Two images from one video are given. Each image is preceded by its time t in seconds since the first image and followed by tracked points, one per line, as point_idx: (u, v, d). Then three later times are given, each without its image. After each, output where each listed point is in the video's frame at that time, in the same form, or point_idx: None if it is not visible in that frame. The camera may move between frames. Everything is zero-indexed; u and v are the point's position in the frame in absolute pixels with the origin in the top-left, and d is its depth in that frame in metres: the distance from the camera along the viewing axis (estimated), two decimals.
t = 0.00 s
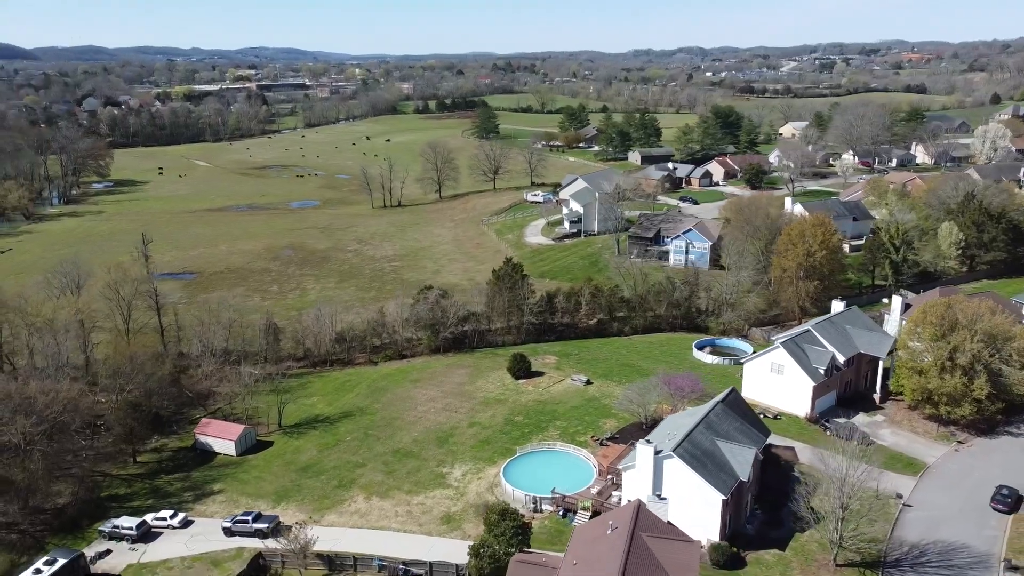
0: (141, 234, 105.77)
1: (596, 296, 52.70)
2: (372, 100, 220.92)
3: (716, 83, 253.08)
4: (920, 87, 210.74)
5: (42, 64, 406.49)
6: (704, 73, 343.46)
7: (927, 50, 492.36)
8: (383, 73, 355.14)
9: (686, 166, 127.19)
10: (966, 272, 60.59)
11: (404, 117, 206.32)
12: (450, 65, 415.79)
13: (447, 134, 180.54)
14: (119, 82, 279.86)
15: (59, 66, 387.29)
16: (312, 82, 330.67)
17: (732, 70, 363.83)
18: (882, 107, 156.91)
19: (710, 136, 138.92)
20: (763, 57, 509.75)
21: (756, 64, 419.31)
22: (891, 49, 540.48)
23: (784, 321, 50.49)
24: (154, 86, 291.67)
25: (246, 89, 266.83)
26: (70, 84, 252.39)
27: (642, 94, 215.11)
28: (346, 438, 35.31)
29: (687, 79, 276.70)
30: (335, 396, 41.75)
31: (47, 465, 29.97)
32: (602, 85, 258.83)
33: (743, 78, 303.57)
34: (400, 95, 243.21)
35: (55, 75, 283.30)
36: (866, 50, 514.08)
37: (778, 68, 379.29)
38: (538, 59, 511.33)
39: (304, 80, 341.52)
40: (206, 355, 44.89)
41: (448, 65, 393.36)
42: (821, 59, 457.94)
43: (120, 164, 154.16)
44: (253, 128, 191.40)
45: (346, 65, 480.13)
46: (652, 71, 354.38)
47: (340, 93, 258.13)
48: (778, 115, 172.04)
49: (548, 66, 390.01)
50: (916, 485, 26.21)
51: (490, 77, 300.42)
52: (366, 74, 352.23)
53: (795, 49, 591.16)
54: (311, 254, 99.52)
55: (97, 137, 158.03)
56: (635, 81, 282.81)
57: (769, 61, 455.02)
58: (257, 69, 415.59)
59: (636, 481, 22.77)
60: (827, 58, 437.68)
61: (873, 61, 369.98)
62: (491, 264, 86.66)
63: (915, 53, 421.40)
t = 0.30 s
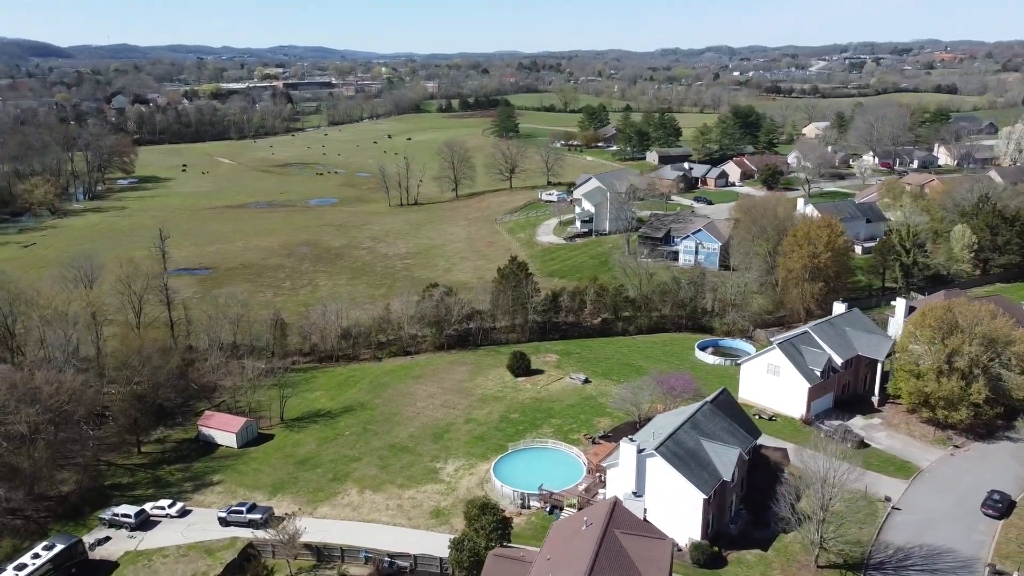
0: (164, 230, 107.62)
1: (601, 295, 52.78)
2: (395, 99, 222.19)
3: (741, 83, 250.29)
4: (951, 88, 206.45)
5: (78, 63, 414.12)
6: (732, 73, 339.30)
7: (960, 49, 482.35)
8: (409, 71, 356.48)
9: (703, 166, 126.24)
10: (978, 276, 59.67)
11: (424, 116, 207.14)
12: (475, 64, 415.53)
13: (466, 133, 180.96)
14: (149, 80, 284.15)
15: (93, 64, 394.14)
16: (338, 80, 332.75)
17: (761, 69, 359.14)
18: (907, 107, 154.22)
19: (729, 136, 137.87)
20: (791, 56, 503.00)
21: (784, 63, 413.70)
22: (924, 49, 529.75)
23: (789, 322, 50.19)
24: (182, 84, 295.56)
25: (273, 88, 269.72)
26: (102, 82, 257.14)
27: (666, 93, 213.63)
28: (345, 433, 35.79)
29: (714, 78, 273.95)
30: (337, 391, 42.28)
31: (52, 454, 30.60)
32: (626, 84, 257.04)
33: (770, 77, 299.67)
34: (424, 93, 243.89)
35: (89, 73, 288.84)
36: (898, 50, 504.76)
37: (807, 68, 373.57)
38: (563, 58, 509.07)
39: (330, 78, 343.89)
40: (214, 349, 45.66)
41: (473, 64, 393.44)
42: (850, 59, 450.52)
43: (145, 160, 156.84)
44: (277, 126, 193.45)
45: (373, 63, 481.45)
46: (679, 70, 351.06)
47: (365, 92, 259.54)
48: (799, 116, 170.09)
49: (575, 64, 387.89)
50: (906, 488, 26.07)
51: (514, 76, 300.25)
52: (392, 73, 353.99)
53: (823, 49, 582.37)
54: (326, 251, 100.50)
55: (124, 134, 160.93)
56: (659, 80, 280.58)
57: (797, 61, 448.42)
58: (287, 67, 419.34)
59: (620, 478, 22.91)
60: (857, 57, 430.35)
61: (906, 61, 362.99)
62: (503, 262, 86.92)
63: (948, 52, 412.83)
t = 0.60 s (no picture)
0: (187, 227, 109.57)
1: (606, 295, 52.82)
2: (421, 98, 223.33)
3: (769, 83, 247.00)
4: (984, 89, 201.78)
5: (115, 62, 422.55)
6: (762, 73, 335.11)
7: (997, 49, 471.26)
8: (437, 70, 357.79)
9: (721, 167, 125.02)
10: (993, 280, 58.62)
11: (446, 115, 207.82)
12: (503, 63, 415.51)
13: (486, 132, 181.17)
14: (182, 78, 288.52)
15: (129, 63, 401.06)
16: (366, 79, 334.37)
17: (792, 69, 354.38)
18: (934, 108, 151.20)
19: (749, 137, 136.65)
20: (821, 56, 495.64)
21: (815, 62, 407.81)
22: (960, 49, 518.47)
23: (795, 324, 49.85)
24: (213, 83, 299.56)
25: (302, 87, 272.77)
26: (135, 80, 261.64)
27: (692, 93, 212.06)
28: (344, 427, 36.31)
29: (742, 78, 271.21)
30: (340, 387, 42.83)
31: (57, 443, 31.52)
32: (653, 84, 255.29)
33: (801, 77, 295.53)
34: (450, 93, 244.53)
35: (125, 72, 294.78)
36: (933, 49, 494.83)
37: (839, 67, 367.40)
38: (590, 58, 507.53)
39: (359, 78, 346.19)
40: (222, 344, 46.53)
41: (501, 63, 393.79)
42: (883, 58, 442.44)
43: (172, 157, 159.64)
44: (303, 124, 195.41)
45: (403, 62, 484.03)
46: (709, 69, 347.74)
47: (392, 91, 261.09)
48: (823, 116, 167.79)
49: (603, 64, 386.09)
50: (897, 492, 25.90)
51: (541, 75, 299.84)
52: (420, 72, 355.57)
53: (855, 48, 572.36)
54: (342, 248, 101.53)
55: (152, 132, 163.94)
56: (686, 80, 278.00)
57: (828, 60, 441.54)
58: (332, 67, 419.44)
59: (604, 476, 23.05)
60: (889, 58, 422.35)
61: (941, 61, 355.52)
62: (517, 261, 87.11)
63: (984, 53, 403.57)
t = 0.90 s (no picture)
0: (207, 223, 111.18)
1: (611, 296, 52.85)
2: (445, 96, 224.32)
3: (795, 83, 243.82)
4: (1015, 89, 197.29)
5: (147, 61, 429.62)
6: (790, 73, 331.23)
7: None
8: (462, 69, 358.71)
9: (737, 167, 123.34)
10: (1006, 284, 57.74)
11: (466, 115, 208.31)
12: (528, 62, 415.19)
13: (504, 131, 181.30)
14: (210, 78, 291.89)
15: (161, 62, 406.72)
16: (391, 78, 336.04)
17: (821, 69, 350.19)
18: (960, 108, 148.46)
19: (767, 137, 135.48)
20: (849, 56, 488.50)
21: (844, 62, 401.69)
22: (996, 49, 506.97)
23: (800, 327, 49.54)
24: (241, 82, 302.93)
25: (327, 86, 275.61)
26: (164, 79, 265.55)
27: (716, 92, 210.58)
28: (343, 423, 36.79)
29: (768, 78, 268.18)
30: (341, 383, 43.31)
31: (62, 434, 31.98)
32: (678, 83, 253.76)
33: (828, 77, 291.99)
34: (473, 92, 245.06)
35: (156, 71, 299.63)
36: (965, 49, 485.27)
37: (869, 67, 361.19)
38: (615, 58, 505.12)
39: (384, 77, 347.82)
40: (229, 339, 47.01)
41: (526, 63, 393.66)
42: (913, 58, 434.44)
43: (195, 155, 161.93)
44: (325, 123, 197.00)
45: (430, 62, 486.51)
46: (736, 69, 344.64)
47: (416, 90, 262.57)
48: (846, 116, 165.58)
49: (629, 63, 384.66)
50: (887, 497, 25.75)
51: (565, 75, 299.06)
52: (446, 71, 357.12)
53: (885, 47, 562.63)
54: (356, 246, 102.36)
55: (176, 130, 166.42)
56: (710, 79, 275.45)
57: (857, 60, 434.64)
58: (359, 66, 422.13)
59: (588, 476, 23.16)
60: (920, 58, 414.62)
61: (974, 61, 347.91)
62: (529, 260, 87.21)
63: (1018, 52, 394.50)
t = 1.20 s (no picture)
0: (226, 220, 112.67)
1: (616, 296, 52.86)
2: (467, 96, 224.72)
3: (822, 83, 240.36)
4: None
5: (179, 61, 435.81)
6: (820, 73, 326.58)
7: None
8: (487, 68, 358.67)
9: (752, 167, 120.57)
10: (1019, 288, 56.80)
11: (487, 114, 208.51)
12: (553, 61, 414.02)
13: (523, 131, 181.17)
14: (238, 76, 295.25)
15: (192, 61, 410.85)
16: (416, 77, 337.44)
17: (850, 69, 344.92)
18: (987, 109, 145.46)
19: (786, 137, 134.14)
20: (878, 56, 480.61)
21: (873, 61, 395.12)
22: None
23: (805, 328, 49.25)
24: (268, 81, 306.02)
25: (352, 85, 277.36)
26: (192, 78, 269.17)
27: (740, 92, 208.71)
28: (342, 418, 37.21)
29: (795, 78, 264.71)
30: (343, 379, 43.76)
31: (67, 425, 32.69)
32: (703, 83, 251.39)
33: (861, 78, 286.66)
34: (496, 91, 245.05)
35: (185, 71, 303.89)
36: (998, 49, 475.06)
37: (900, 66, 354.53)
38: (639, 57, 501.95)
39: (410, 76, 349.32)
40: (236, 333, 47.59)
41: (552, 63, 392.86)
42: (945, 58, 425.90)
43: (218, 153, 164.23)
44: (348, 121, 198.28)
45: (457, 61, 487.12)
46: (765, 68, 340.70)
47: (440, 89, 263.40)
48: (869, 116, 163.20)
49: (657, 63, 382.00)
50: (876, 501, 25.59)
51: (588, 74, 297.72)
52: (471, 70, 357.50)
53: (916, 47, 552.45)
54: (370, 244, 103.08)
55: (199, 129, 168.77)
56: (735, 79, 272.53)
57: (886, 60, 427.21)
58: (385, 65, 424.19)
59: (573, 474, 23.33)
60: (952, 58, 406.45)
61: (1009, 61, 340.22)
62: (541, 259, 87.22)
63: None
